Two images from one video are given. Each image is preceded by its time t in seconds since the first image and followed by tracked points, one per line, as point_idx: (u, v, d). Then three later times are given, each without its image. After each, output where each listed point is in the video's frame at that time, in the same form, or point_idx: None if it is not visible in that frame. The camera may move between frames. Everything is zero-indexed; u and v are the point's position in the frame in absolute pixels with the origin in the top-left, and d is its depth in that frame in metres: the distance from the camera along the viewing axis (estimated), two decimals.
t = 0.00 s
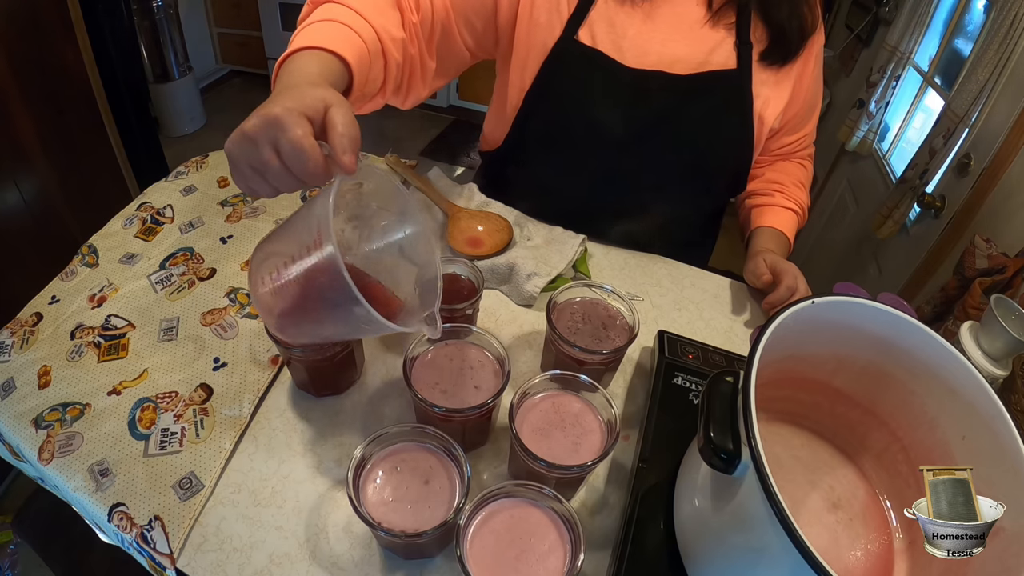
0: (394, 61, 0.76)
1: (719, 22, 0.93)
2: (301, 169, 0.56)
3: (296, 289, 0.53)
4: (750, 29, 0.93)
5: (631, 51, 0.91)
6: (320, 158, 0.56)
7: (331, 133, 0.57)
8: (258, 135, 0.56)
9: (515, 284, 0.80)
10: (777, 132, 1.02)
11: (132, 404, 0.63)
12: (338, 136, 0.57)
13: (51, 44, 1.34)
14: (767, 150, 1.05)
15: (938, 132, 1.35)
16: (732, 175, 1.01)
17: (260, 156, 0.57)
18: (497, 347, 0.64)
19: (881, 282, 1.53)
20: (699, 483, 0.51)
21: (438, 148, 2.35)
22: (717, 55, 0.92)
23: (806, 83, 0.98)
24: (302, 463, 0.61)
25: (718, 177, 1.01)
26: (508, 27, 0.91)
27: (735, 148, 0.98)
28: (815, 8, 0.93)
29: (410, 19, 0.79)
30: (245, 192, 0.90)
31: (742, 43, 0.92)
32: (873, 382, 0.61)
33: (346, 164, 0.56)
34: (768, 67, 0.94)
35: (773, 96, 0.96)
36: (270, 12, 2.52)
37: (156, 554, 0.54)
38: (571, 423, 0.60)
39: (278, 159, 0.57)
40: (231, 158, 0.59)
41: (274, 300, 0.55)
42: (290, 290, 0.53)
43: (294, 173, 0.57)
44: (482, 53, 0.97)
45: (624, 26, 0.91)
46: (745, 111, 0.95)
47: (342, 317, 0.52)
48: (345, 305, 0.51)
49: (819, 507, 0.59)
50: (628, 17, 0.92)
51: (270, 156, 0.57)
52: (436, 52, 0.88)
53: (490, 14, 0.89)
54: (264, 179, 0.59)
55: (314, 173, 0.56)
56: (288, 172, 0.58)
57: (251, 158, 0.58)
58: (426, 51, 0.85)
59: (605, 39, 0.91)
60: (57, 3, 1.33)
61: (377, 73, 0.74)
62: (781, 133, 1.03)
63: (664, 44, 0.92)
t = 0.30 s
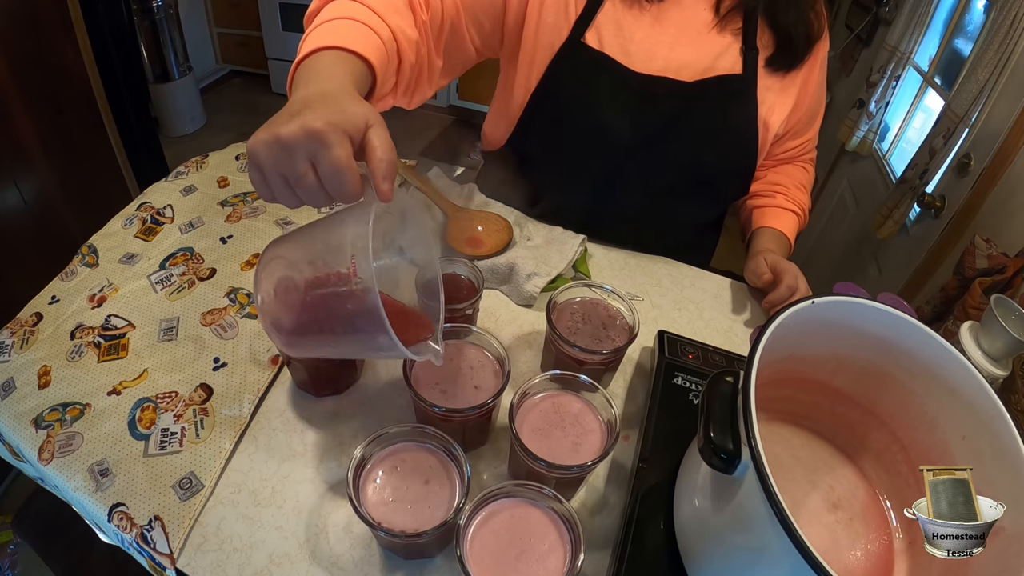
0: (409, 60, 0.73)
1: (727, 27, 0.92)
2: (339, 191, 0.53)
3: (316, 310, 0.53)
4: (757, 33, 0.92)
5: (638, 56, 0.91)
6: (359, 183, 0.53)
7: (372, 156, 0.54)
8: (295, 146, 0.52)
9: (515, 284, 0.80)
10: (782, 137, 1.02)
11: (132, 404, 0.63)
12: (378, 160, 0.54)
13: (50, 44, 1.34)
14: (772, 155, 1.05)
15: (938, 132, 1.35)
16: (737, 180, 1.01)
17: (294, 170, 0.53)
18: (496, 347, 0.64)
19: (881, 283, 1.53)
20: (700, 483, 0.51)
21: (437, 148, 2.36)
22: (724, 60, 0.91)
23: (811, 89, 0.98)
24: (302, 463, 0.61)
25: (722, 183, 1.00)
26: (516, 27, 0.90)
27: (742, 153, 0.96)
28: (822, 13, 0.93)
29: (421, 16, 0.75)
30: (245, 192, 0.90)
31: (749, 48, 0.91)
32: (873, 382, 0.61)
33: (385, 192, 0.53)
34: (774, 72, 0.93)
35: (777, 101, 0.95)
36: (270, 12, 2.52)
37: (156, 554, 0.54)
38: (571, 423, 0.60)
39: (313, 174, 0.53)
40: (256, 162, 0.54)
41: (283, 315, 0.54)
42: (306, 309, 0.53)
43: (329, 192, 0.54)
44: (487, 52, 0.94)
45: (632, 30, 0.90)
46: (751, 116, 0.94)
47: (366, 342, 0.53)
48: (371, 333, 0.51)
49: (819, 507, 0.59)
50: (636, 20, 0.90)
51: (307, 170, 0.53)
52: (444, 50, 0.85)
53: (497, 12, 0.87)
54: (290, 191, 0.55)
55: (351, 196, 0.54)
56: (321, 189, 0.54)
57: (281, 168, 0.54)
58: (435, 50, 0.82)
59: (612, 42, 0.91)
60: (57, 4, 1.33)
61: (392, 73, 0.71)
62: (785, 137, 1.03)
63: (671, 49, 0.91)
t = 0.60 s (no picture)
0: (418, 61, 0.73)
1: (732, 29, 0.91)
2: (357, 199, 0.52)
3: (324, 318, 0.53)
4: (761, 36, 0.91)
5: (641, 58, 0.90)
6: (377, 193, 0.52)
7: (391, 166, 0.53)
8: (316, 150, 0.51)
9: (515, 284, 0.80)
10: (784, 139, 1.02)
11: (132, 404, 0.63)
12: (398, 171, 0.53)
13: (50, 44, 1.34)
14: (772, 156, 1.05)
15: (938, 132, 1.35)
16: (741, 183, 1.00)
17: (312, 173, 0.52)
18: (496, 347, 0.64)
19: (881, 283, 1.53)
20: (700, 483, 0.51)
21: (437, 149, 2.36)
22: (728, 62, 0.91)
23: (813, 93, 0.98)
24: (302, 463, 0.61)
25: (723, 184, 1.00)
26: (519, 31, 0.89)
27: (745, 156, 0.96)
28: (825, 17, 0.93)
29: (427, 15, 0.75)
30: (245, 192, 0.90)
31: (750, 51, 0.91)
32: (873, 382, 0.61)
33: (403, 205, 0.52)
34: (778, 75, 0.93)
35: (779, 105, 0.95)
36: (270, 12, 2.52)
37: (156, 554, 0.54)
38: (571, 423, 0.60)
39: (332, 179, 0.52)
40: (270, 159, 0.52)
41: (287, 320, 0.54)
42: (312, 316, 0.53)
43: (347, 200, 0.53)
44: (489, 52, 0.93)
45: (636, 31, 0.89)
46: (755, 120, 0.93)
47: (375, 353, 0.53)
48: (381, 345, 0.52)
49: (819, 507, 0.59)
50: (640, 22, 0.90)
51: (325, 175, 0.52)
52: (449, 51, 0.84)
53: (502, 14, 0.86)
54: (305, 195, 0.54)
55: (368, 206, 0.53)
56: (338, 196, 0.53)
57: (298, 170, 0.52)
58: (439, 49, 0.81)
59: (616, 44, 0.89)
60: (57, 4, 1.33)
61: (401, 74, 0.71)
62: (787, 140, 1.03)
63: (676, 53, 0.90)
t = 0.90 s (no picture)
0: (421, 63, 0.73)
1: (734, 29, 0.91)
2: (358, 202, 0.52)
3: (328, 320, 0.53)
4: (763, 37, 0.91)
5: (645, 58, 0.90)
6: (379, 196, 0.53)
7: (394, 167, 0.54)
8: (315, 154, 0.51)
9: (515, 284, 0.80)
10: (784, 140, 1.02)
11: (132, 404, 0.63)
12: (398, 173, 0.53)
13: (50, 44, 1.34)
14: (773, 157, 1.05)
15: (938, 132, 1.35)
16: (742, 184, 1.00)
17: (312, 178, 0.52)
18: (497, 347, 0.64)
19: (881, 283, 1.53)
20: (700, 483, 0.51)
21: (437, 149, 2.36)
22: (730, 63, 0.92)
23: (815, 94, 0.97)
24: (302, 463, 0.61)
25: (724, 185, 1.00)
26: (523, 33, 0.90)
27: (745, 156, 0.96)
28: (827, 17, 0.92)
29: (431, 16, 0.74)
30: (245, 192, 0.90)
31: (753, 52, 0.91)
32: (873, 382, 0.61)
33: (405, 206, 0.52)
34: (779, 76, 0.93)
35: (781, 106, 0.95)
36: (270, 12, 2.53)
37: (156, 554, 0.54)
38: (571, 423, 0.60)
39: (332, 184, 0.52)
40: (271, 166, 0.52)
41: (294, 324, 0.55)
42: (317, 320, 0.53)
43: (348, 203, 0.53)
44: (492, 52, 0.93)
45: (639, 32, 0.90)
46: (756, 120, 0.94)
47: (379, 354, 0.53)
48: (386, 348, 0.52)
49: (819, 507, 0.59)
50: (643, 23, 0.91)
51: (326, 180, 0.52)
52: (451, 50, 0.83)
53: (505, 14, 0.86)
54: (306, 199, 0.54)
55: (370, 208, 0.53)
56: (339, 199, 0.53)
57: (298, 175, 0.53)
58: (443, 49, 0.81)
59: (619, 44, 0.90)
60: (57, 4, 1.33)
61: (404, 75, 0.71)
62: (788, 140, 1.03)
63: (677, 54, 0.91)
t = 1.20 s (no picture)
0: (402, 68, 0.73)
1: (737, 30, 0.91)
2: (302, 196, 0.52)
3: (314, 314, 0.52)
4: (765, 39, 0.91)
5: (646, 61, 0.90)
6: (325, 187, 0.52)
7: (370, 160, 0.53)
8: (255, 161, 0.52)
9: (515, 285, 0.80)
10: (788, 138, 1.02)
11: (132, 404, 0.63)
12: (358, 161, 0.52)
13: (50, 44, 1.34)
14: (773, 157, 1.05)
15: (938, 132, 1.35)
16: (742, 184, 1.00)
17: (258, 184, 0.53)
18: (497, 347, 0.64)
19: (881, 282, 1.53)
20: (700, 483, 0.51)
21: (438, 149, 2.36)
22: (732, 65, 0.91)
23: (816, 93, 0.97)
24: (302, 463, 0.61)
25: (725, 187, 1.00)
26: (523, 35, 0.89)
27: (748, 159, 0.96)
28: (828, 18, 0.91)
29: (424, 21, 0.76)
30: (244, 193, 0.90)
31: (755, 53, 0.91)
32: (873, 382, 0.61)
33: (349, 189, 0.51)
34: (781, 74, 0.93)
35: (783, 107, 0.95)
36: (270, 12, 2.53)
37: (156, 554, 0.54)
38: (571, 423, 0.60)
39: (276, 186, 0.53)
40: (228, 186, 0.55)
41: (282, 328, 0.54)
42: (302, 320, 0.53)
43: (296, 201, 0.53)
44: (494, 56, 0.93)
45: (640, 34, 0.90)
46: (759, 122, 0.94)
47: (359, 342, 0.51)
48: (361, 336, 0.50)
49: (819, 507, 0.59)
50: (645, 24, 0.90)
51: (269, 181, 0.53)
52: (450, 54, 0.85)
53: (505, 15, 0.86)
54: (263, 207, 0.56)
55: (318, 202, 0.53)
56: (288, 199, 0.54)
57: (248, 185, 0.54)
58: (439, 54, 0.83)
59: (620, 47, 0.90)
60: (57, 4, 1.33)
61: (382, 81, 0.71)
62: (789, 141, 1.03)
63: (680, 56, 0.90)
